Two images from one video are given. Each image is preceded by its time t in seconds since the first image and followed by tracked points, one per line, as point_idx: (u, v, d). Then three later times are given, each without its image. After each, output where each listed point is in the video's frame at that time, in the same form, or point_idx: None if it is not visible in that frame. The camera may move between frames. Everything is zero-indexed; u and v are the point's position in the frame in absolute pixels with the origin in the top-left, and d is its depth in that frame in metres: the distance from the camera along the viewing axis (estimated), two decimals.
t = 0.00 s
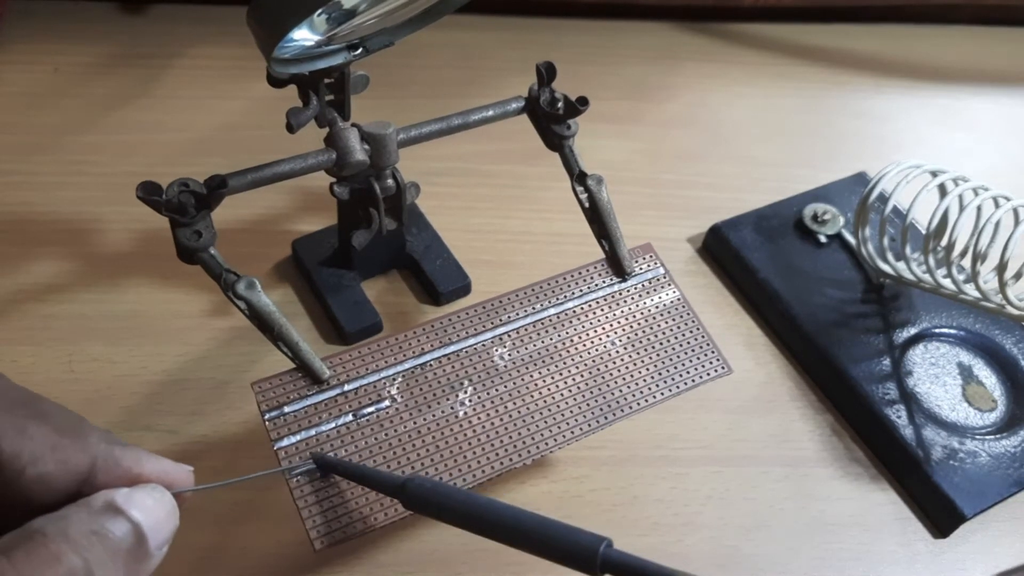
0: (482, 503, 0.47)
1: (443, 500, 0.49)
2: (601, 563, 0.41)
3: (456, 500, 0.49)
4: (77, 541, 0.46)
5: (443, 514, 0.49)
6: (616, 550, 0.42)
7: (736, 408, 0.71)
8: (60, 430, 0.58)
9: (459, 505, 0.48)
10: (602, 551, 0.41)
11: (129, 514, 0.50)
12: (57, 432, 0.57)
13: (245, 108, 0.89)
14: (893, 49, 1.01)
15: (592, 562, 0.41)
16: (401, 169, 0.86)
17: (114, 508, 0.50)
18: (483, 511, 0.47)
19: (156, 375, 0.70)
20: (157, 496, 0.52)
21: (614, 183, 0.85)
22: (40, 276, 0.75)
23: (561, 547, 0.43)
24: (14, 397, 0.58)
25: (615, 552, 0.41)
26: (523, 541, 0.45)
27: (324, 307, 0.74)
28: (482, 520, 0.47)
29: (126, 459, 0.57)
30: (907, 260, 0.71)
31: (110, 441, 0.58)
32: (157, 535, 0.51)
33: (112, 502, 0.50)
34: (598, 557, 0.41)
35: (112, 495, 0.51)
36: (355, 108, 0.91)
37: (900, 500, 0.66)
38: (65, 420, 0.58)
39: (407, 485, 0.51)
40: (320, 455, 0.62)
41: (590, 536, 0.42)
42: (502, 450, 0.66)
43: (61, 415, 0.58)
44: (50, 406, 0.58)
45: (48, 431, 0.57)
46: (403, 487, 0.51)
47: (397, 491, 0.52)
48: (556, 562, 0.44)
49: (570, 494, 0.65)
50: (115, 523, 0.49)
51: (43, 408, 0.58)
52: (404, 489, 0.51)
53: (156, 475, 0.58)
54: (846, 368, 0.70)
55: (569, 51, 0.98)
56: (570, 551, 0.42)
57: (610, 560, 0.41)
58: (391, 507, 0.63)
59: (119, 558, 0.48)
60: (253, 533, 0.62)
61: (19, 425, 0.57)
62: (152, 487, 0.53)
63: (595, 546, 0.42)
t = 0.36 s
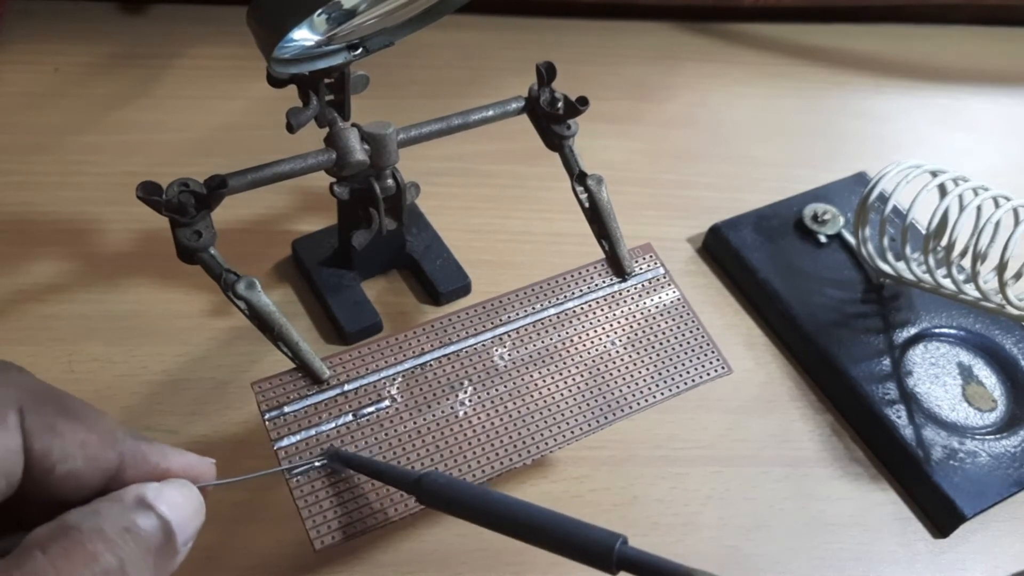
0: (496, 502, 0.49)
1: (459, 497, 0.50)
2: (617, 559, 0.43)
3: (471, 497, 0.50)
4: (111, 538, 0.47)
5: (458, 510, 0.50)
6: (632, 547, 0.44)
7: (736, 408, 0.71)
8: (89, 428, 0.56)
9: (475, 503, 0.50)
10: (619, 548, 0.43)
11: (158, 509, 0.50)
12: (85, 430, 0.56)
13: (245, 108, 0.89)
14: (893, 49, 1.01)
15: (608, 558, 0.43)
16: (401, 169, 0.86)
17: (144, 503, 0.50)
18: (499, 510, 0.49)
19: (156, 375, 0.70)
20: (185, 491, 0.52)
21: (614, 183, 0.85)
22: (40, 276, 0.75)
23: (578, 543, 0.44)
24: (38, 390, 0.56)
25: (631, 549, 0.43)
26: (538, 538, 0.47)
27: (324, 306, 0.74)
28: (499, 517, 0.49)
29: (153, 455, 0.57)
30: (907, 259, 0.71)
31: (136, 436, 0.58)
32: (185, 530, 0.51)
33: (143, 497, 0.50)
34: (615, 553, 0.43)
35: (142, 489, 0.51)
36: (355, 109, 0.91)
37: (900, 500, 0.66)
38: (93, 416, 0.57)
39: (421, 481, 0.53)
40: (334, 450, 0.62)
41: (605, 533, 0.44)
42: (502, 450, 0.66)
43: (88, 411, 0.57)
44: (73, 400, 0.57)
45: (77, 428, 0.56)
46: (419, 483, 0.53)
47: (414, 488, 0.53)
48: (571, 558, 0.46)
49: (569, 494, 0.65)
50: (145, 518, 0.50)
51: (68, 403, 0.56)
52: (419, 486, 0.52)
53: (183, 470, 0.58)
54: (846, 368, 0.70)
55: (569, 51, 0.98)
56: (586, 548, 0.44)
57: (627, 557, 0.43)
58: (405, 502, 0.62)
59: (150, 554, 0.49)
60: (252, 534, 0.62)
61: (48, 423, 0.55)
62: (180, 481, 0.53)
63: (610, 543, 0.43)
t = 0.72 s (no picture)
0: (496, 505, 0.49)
1: (460, 499, 0.51)
2: (617, 563, 0.43)
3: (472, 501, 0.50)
4: (138, 546, 0.46)
5: (458, 514, 0.51)
6: (631, 551, 0.44)
7: (736, 408, 0.71)
8: (109, 432, 0.55)
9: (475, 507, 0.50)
10: (618, 552, 0.43)
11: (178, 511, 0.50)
12: (104, 434, 0.54)
13: (245, 108, 0.89)
14: (894, 49, 1.01)
15: (607, 562, 0.43)
16: (401, 169, 0.86)
17: (166, 506, 0.50)
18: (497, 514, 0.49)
19: (156, 375, 0.70)
20: (204, 493, 0.52)
21: (615, 183, 0.85)
22: (40, 276, 0.75)
23: (578, 547, 0.44)
24: (49, 393, 0.54)
25: (631, 554, 0.43)
26: (538, 542, 0.47)
27: (324, 306, 0.74)
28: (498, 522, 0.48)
29: (171, 456, 0.56)
30: (907, 260, 0.71)
31: (152, 438, 0.57)
32: (204, 532, 0.51)
33: (165, 499, 0.50)
34: (615, 558, 0.43)
35: (165, 490, 0.51)
36: (356, 109, 0.91)
37: (900, 501, 0.66)
38: (108, 420, 0.55)
39: (420, 485, 0.53)
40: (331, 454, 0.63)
41: (604, 537, 0.44)
42: (502, 450, 0.66)
43: (103, 415, 0.55)
44: (87, 402, 0.55)
45: (95, 431, 0.54)
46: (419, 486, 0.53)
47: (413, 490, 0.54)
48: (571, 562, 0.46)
49: (569, 494, 0.65)
50: (168, 522, 0.49)
51: (84, 406, 0.55)
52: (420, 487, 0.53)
53: (201, 468, 0.57)
54: (846, 368, 0.70)
55: (570, 51, 0.98)
56: (585, 552, 0.44)
57: (627, 561, 0.43)
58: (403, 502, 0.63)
59: (177, 558, 0.48)
60: (250, 535, 0.62)
61: (68, 429, 0.53)
62: (199, 483, 0.53)
63: (610, 547, 0.43)
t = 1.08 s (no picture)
0: (505, 497, 0.49)
1: (468, 493, 0.50)
2: (630, 558, 0.43)
3: (480, 492, 0.50)
4: (169, 537, 0.46)
5: (469, 507, 0.50)
6: (643, 545, 0.44)
7: (736, 408, 0.71)
8: (134, 424, 0.52)
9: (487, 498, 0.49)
10: (631, 547, 0.43)
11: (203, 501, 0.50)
12: (131, 426, 0.52)
13: (244, 108, 0.89)
14: (894, 49, 1.01)
15: (621, 557, 0.43)
16: (401, 169, 0.86)
17: (191, 495, 0.50)
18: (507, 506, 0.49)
19: (156, 374, 0.70)
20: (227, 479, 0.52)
21: (615, 183, 0.85)
22: (40, 276, 0.75)
23: (591, 541, 0.44)
24: (78, 379, 0.50)
25: (644, 549, 0.43)
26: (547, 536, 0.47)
27: (324, 306, 0.74)
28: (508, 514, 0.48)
29: (192, 447, 0.55)
30: (907, 260, 0.71)
31: (173, 427, 0.55)
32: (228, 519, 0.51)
33: (190, 488, 0.50)
34: (627, 552, 0.43)
35: (190, 479, 0.51)
36: (356, 109, 0.91)
37: (899, 501, 0.66)
38: (133, 410, 0.53)
39: (431, 480, 0.53)
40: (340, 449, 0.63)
41: (616, 532, 0.44)
42: (502, 450, 0.66)
43: (127, 403, 0.52)
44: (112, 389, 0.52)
45: (122, 423, 0.52)
46: (430, 481, 0.53)
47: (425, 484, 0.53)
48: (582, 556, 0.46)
49: (569, 494, 0.65)
50: (194, 511, 0.49)
51: (109, 396, 0.51)
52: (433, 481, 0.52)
53: (219, 460, 0.56)
54: (846, 368, 0.70)
55: (570, 51, 0.98)
56: (597, 546, 0.44)
57: (641, 557, 0.43)
58: (414, 498, 0.64)
59: (204, 547, 0.48)
60: (251, 535, 0.62)
61: (97, 421, 0.50)
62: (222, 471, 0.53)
63: (623, 542, 0.44)
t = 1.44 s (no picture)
0: (530, 486, 0.50)
1: (492, 481, 0.52)
2: (650, 544, 0.44)
3: (505, 481, 0.51)
4: (204, 532, 0.46)
5: (492, 494, 0.52)
6: (663, 532, 0.45)
7: (736, 408, 0.71)
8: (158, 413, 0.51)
9: (510, 488, 0.51)
10: (651, 534, 0.44)
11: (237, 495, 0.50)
12: (154, 415, 0.50)
13: (244, 108, 0.89)
14: (894, 49, 1.01)
15: (640, 543, 0.44)
16: (401, 168, 0.86)
17: (228, 491, 0.49)
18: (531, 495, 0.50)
19: (155, 374, 0.70)
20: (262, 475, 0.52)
21: (615, 183, 0.85)
22: (39, 276, 0.75)
23: (610, 528, 0.45)
24: (111, 362, 0.48)
25: (663, 535, 0.44)
26: (569, 524, 0.48)
27: (324, 306, 0.74)
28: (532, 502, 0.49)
29: (211, 441, 0.53)
30: (907, 259, 0.71)
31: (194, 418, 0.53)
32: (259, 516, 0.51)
33: (228, 483, 0.50)
34: (647, 540, 0.44)
35: (228, 472, 0.50)
36: (356, 109, 0.91)
37: (899, 501, 0.66)
38: (158, 398, 0.51)
39: (454, 464, 0.54)
40: (365, 434, 0.65)
41: (637, 519, 0.45)
42: (502, 450, 0.66)
43: (153, 390, 0.51)
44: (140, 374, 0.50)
45: (147, 412, 0.50)
46: (453, 466, 0.54)
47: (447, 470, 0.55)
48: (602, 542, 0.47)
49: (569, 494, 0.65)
50: (229, 506, 0.49)
51: (139, 382, 0.49)
52: (455, 468, 0.54)
53: (236, 454, 0.55)
54: (846, 368, 0.70)
55: (569, 51, 0.98)
56: (617, 533, 0.45)
57: (659, 543, 0.44)
58: (438, 487, 0.64)
59: (235, 544, 0.48)
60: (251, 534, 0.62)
61: (123, 408, 0.48)
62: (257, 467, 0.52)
63: (643, 529, 0.45)
